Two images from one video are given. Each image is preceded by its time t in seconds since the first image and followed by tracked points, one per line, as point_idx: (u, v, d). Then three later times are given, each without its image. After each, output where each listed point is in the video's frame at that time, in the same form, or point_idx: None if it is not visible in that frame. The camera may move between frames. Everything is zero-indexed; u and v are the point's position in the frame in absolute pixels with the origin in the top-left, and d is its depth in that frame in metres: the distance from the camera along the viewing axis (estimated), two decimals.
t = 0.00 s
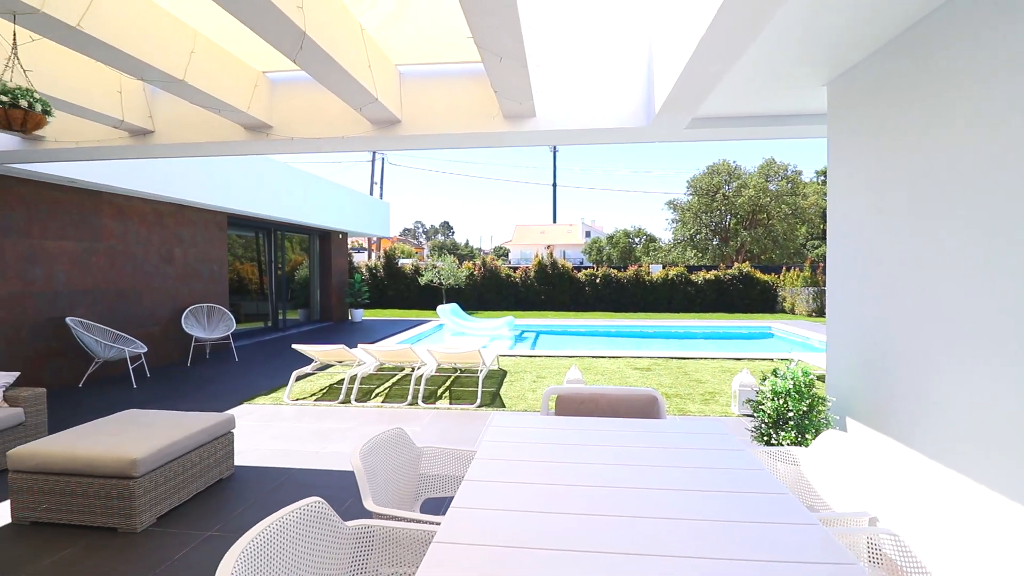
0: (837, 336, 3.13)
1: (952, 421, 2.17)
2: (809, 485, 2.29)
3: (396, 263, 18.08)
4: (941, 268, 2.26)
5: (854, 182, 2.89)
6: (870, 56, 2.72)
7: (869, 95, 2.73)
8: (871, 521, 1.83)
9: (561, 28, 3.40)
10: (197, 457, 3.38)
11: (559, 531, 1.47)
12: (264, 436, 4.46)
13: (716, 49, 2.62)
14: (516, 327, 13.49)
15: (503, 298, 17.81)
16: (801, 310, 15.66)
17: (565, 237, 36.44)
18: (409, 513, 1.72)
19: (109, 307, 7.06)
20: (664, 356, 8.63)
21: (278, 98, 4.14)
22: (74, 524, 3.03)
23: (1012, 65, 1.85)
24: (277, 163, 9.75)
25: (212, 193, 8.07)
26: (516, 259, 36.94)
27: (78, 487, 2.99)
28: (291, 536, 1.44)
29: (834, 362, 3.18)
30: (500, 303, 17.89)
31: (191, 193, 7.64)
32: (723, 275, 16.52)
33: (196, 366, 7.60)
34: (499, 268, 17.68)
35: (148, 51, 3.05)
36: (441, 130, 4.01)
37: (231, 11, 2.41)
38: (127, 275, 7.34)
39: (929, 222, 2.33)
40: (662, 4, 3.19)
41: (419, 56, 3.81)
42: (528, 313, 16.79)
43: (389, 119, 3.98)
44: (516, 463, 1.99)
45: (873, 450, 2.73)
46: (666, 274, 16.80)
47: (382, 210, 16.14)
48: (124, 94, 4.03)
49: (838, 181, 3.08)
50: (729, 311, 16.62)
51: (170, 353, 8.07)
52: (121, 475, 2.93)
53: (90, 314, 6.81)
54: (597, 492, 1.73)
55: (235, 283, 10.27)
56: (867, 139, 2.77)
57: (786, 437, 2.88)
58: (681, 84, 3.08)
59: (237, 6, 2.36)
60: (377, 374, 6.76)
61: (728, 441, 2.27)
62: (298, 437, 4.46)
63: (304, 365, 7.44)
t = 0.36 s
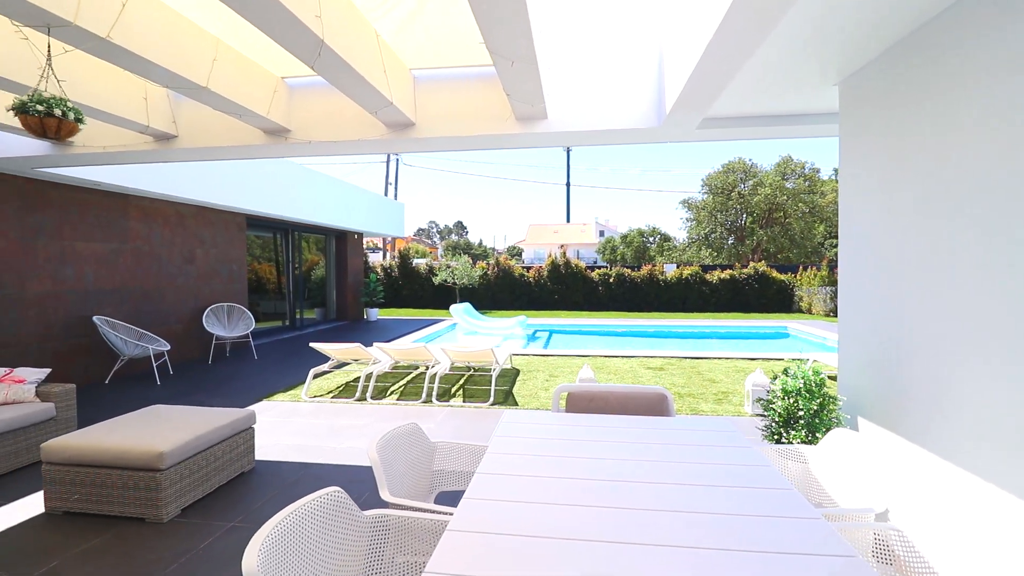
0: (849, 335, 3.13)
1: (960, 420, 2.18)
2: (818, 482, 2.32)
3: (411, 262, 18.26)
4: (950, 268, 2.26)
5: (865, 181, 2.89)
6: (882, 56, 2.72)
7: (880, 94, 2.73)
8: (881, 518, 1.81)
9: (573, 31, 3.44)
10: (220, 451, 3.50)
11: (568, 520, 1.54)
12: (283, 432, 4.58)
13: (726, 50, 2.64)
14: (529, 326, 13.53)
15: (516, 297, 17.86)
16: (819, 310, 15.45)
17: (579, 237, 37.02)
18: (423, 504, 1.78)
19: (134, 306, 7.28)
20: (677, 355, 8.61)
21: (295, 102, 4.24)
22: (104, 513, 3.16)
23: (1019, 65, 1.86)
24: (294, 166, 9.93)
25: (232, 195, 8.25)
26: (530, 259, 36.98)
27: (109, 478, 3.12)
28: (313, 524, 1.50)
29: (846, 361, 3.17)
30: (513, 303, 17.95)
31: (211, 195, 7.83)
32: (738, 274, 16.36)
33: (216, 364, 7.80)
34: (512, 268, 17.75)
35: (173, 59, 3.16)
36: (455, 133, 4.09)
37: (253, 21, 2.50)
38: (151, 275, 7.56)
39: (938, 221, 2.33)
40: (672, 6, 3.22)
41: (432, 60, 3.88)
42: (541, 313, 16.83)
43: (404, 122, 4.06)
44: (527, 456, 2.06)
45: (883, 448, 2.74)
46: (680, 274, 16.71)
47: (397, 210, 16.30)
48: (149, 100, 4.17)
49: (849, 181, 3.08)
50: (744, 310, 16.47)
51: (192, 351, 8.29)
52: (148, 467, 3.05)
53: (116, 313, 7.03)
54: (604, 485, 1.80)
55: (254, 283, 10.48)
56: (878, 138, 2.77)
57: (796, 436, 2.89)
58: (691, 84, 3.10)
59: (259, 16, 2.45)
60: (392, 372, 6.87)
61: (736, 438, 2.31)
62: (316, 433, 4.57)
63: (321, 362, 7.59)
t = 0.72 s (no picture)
0: (861, 335, 3.13)
1: (968, 419, 2.19)
2: (827, 479, 2.34)
3: (425, 262, 18.43)
4: (960, 267, 2.26)
5: (878, 182, 2.89)
6: (894, 55, 2.72)
7: (893, 94, 2.73)
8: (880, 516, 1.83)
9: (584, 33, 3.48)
10: (242, 444, 3.62)
11: (576, 510, 1.60)
12: (301, 427, 4.70)
13: (736, 49, 2.65)
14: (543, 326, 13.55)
15: (530, 296, 17.91)
16: (837, 309, 15.23)
17: (593, 236, 36.88)
18: (437, 495, 1.85)
19: (158, 304, 7.49)
20: (691, 355, 8.58)
21: (314, 105, 4.35)
22: (132, 503, 3.29)
23: None
24: (311, 167, 10.10)
25: (252, 196, 8.43)
26: (544, 258, 36.99)
27: (136, 469, 3.25)
28: (335, 511, 1.58)
29: (859, 362, 3.17)
30: (527, 302, 18.00)
31: (232, 196, 8.01)
32: (755, 273, 16.19)
33: (237, 361, 7.98)
34: (526, 267, 17.80)
35: (198, 66, 3.29)
36: (469, 135, 4.16)
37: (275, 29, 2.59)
38: (174, 274, 7.77)
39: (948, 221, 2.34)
40: (684, 7, 3.24)
41: (447, 63, 3.94)
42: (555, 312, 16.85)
43: (419, 124, 4.14)
44: (538, 451, 2.12)
45: (894, 448, 2.74)
46: (695, 273, 16.59)
47: (412, 210, 16.44)
48: (174, 105, 4.31)
49: (861, 181, 3.08)
50: (760, 310, 16.30)
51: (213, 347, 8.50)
52: (174, 458, 3.17)
53: (141, 310, 7.25)
54: (611, 479, 1.85)
55: (273, 282, 10.70)
56: (889, 137, 2.77)
57: (807, 435, 2.90)
58: (702, 84, 3.12)
59: (279, 23, 2.53)
60: (407, 370, 6.98)
61: (744, 435, 2.34)
62: (333, 428, 4.67)
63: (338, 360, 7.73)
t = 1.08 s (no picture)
0: (876, 334, 3.11)
1: (981, 418, 2.18)
2: (837, 476, 2.35)
3: (440, 262, 18.57)
4: (973, 266, 2.25)
5: (892, 180, 2.88)
6: (907, 53, 2.71)
7: (906, 92, 2.72)
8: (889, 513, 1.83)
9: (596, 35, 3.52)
10: (262, 439, 3.72)
11: (586, 503, 1.67)
12: (319, 423, 4.81)
13: (747, 48, 2.67)
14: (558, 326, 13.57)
15: (544, 296, 17.93)
16: (857, 310, 14.96)
17: (608, 236, 36.71)
18: (451, 487, 1.92)
19: (181, 304, 7.70)
20: (707, 355, 8.53)
21: (331, 109, 4.45)
22: (158, 495, 3.41)
23: None
24: (328, 169, 10.25)
25: (271, 198, 8.60)
26: (559, 258, 36.93)
27: (162, 462, 3.37)
28: (353, 500, 1.64)
29: (873, 361, 3.15)
30: (542, 301, 18.02)
31: (252, 198, 8.19)
32: (772, 272, 15.98)
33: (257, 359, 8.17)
34: (540, 266, 17.83)
35: (220, 73, 3.40)
36: (483, 136, 4.22)
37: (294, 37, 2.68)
38: (197, 274, 7.98)
39: (962, 220, 2.33)
40: (695, 7, 3.26)
41: (460, 66, 4.01)
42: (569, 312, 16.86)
43: (433, 127, 4.21)
44: (552, 447, 2.19)
45: (907, 448, 2.73)
46: (711, 273, 16.44)
47: (427, 210, 16.58)
48: (197, 110, 4.45)
49: (875, 180, 3.07)
50: (778, 310, 16.09)
51: (234, 346, 8.71)
52: (198, 452, 3.28)
53: (165, 310, 7.46)
54: (620, 475, 1.89)
55: (291, 282, 10.90)
56: (903, 136, 2.76)
57: (820, 434, 2.89)
58: (713, 83, 3.14)
59: (297, 30, 2.61)
60: (423, 369, 7.07)
61: (755, 433, 2.37)
62: (350, 425, 4.77)
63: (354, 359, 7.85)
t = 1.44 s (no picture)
0: (894, 336, 3.08)
1: (998, 421, 2.16)
2: (849, 475, 2.36)
3: (458, 262, 18.74)
4: (990, 268, 2.23)
5: (908, 180, 2.86)
6: (925, 53, 2.69)
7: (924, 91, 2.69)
8: (900, 515, 1.85)
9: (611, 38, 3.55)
10: (286, 435, 3.85)
11: (597, 498, 1.73)
12: (341, 420, 4.94)
13: (761, 49, 2.67)
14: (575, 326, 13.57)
15: (562, 296, 17.94)
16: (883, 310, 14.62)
17: (626, 235, 36.46)
18: (466, 482, 1.99)
19: (208, 303, 7.94)
20: (725, 356, 8.48)
21: (352, 114, 4.58)
22: (188, 487, 3.56)
23: None
24: (349, 171, 10.44)
25: (294, 199, 8.80)
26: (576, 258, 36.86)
27: (192, 455, 3.52)
28: (372, 489, 1.72)
29: (890, 362, 3.13)
30: (559, 301, 18.03)
31: (276, 200, 8.39)
32: (794, 272, 15.71)
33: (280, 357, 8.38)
34: (558, 266, 17.84)
35: (246, 81, 3.52)
36: (499, 139, 4.28)
37: (317, 47, 2.78)
38: (223, 274, 8.23)
39: (978, 222, 2.31)
40: (710, 9, 3.27)
41: (476, 71, 4.08)
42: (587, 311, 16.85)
43: (450, 131, 4.30)
44: (566, 444, 2.25)
45: (924, 450, 2.72)
46: (731, 273, 16.23)
47: (445, 211, 16.73)
48: (224, 117, 4.61)
49: (893, 180, 3.04)
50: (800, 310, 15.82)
51: (258, 344, 8.95)
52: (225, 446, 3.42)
53: (193, 308, 7.71)
54: (630, 473, 1.94)
55: (313, 282, 11.13)
56: (920, 135, 2.74)
57: (835, 435, 2.89)
58: (728, 83, 3.14)
59: (319, 41, 2.71)
60: (441, 367, 7.18)
61: (766, 434, 2.39)
62: (370, 422, 4.89)
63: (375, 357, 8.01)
